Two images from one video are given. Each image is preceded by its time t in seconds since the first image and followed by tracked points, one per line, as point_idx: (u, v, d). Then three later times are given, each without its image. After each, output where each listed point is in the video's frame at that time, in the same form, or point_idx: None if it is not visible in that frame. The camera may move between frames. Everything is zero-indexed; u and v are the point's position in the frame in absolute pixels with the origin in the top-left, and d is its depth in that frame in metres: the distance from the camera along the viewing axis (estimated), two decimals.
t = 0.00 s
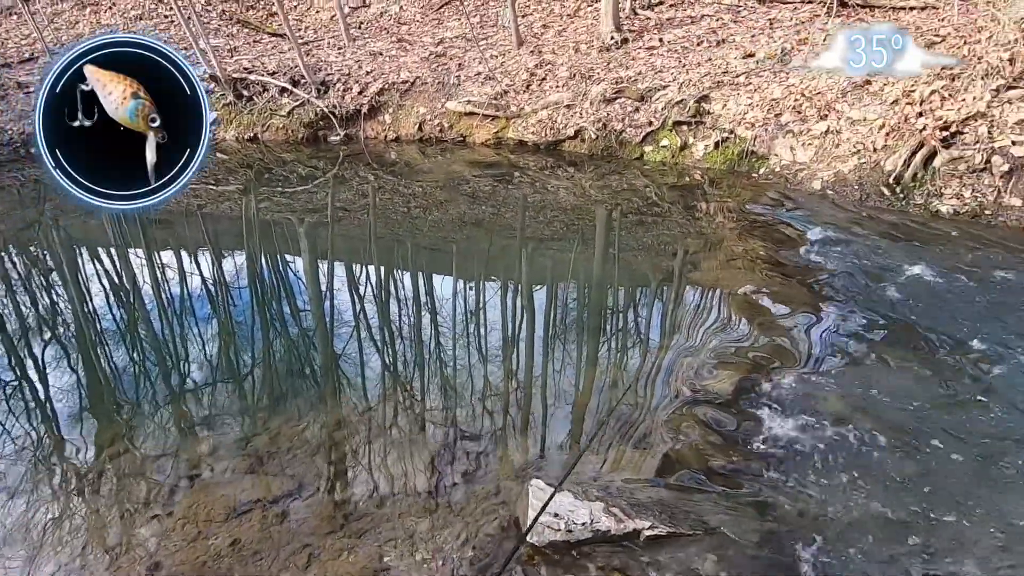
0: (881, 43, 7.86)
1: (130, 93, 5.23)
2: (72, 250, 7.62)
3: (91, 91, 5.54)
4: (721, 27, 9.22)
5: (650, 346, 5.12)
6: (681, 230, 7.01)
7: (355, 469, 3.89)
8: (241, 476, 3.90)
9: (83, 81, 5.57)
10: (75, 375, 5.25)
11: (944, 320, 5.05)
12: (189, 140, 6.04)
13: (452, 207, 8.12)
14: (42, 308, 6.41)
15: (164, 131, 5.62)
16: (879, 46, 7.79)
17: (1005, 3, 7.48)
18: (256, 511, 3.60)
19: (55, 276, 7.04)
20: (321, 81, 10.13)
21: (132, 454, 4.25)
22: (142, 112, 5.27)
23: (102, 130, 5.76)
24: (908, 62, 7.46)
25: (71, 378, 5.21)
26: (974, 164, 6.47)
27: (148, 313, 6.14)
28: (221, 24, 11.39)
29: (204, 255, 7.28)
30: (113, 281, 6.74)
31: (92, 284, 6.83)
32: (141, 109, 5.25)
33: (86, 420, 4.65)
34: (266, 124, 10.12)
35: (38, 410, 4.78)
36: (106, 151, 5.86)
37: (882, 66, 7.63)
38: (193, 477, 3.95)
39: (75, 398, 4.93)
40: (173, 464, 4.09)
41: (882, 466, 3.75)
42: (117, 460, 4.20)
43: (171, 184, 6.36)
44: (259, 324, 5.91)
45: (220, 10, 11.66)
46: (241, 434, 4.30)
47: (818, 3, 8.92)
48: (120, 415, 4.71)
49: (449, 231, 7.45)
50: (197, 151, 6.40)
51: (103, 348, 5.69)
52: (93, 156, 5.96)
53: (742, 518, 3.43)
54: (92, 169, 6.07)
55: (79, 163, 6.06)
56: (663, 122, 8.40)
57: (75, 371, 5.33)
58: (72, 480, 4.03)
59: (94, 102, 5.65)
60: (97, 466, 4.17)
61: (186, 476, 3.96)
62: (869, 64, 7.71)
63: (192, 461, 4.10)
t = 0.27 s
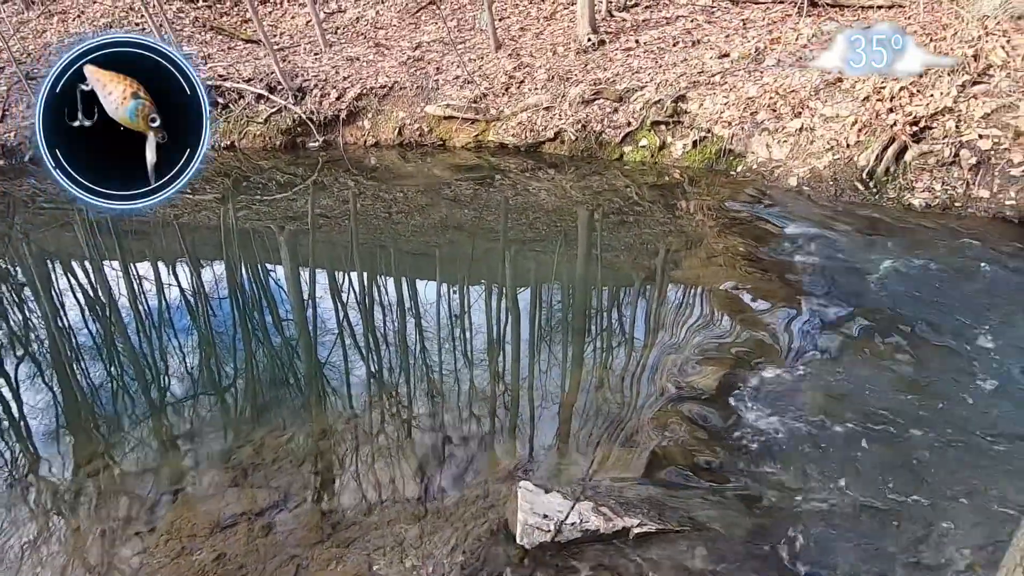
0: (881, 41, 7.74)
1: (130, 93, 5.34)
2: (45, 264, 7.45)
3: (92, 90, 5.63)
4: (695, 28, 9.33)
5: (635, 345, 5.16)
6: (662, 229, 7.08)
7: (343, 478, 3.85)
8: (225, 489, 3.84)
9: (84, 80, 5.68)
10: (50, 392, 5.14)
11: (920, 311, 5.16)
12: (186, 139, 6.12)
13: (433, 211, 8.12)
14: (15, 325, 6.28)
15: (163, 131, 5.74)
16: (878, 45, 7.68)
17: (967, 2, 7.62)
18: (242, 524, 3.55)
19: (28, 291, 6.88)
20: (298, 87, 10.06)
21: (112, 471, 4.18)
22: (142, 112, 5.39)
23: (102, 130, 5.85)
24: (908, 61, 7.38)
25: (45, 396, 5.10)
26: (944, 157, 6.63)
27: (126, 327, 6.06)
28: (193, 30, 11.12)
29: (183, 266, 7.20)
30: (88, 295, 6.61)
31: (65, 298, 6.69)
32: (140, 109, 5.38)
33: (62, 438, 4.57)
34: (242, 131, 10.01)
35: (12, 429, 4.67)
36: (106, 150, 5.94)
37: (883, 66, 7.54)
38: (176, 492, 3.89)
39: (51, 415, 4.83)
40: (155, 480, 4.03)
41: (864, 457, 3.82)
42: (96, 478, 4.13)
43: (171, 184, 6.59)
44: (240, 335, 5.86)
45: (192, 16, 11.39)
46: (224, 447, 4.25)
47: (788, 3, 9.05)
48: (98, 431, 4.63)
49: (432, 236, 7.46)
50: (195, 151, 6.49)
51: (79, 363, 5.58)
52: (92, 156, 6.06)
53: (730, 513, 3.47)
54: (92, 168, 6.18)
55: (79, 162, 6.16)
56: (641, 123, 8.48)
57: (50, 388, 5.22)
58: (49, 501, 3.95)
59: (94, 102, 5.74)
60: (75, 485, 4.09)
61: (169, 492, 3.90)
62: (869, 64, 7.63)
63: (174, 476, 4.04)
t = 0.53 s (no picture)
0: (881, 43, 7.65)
1: (129, 94, 5.54)
2: (14, 276, 7.20)
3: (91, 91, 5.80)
4: (670, 30, 9.43)
5: (618, 346, 5.20)
6: (642, 229, 7.15)
7: (328, 487, 3.82)
8: (206, 502, 3.78)
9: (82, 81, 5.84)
10: (21, 410, 5.00)
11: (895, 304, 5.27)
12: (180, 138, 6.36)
13: (414, 216, 8.13)
14: None
15: (161, 130, 5.96)
16: (878, 46, 7.59)
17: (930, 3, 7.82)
18: (225, 537, 3.50)
19: None
20: (274, 93, 9.97)
21: (88, 488, 4.09)
22: (142, 111, 5.59)
23: (101, 130, 6.00)
24: (908, 63, 7.27)
25: (17, 413, 4.95)
26: (913, 154, 6.79)
27: (101, 340, 5.95)
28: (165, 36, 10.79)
29: (159, 276, 7.09)
30: (61, 309, 6.46)
31: (37, 312, 6.52)
32: (140, 109, 5.57)
33: (36, 455, 4.45)
34: (217, 138, 9.86)
35: None
36: (105, 150, 6.11)
37: (882, 66, 7.44)
38: (156, 507, 3.82)
39: (22, 434, 4.67)
40: (134, 496, 3.94)
41: (843, 449, 3.90)
42: (72, 496, 4.02)
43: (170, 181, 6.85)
44: (219, 346, 5.80)
45: (164, 23, 11.08)
46: (205, 460, 4.19)
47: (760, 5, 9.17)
48: (73, 448, 4.51)
49: (413, 241, 7.47)
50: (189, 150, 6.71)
51: (52, 378, 5.45)
52: (92, 155, 6.22)
53: (714, 508, 3.51)
54: (91, 167, 6.35)
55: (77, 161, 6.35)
56: (619, 124, 8.57)
57: (21, 405, 5.07)
58: (23, 521, 3.83)
59: (94, 102, 5.88)
60: (50, 504, 3.98)
61: (149, 507, 3.82)
62: (868, 64, 7.54)
63: (153, 491, 3.96)
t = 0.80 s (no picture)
0: (877, 40, 7.55)
1: (130, 94, 5.21)
2: None
3: (91, 91, 5.56)
4: (650, 31, 9.51)
5: (604, 345, 5.23)
6: (626, 228, 7.21)
7: (317, 493, 3.78)
8: (191, 513, 3.72)
9: (82, 80, 5.61)
10: None
11: (874, 298, 5.35)
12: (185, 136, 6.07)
13: (398, 219, 8.12)
14: None
15: (163, 131, 5.68)
16: (878, 45, 7.45)
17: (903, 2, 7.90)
18: (212, 546, 3.45)
19: None
20: (254, 97, 9.92)
21: (67, 500, 3.97)
22: (143, 112, 5.27)
23: (102, 129, 5.78)
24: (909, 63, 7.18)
25: None
26: (888, 150, 6.90)
27: (78, 350, 5.80)
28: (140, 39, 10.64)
29: (138, 284, 6.96)
30: (35, 318, 6.28)
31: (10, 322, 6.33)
32: (141, 109, 5.25)
33: (12, 470, 4.31)
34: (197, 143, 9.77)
35: None
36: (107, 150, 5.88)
37: (882, 66, 7.33)
38: (138, 519, 3.74)
39: None
40: (115, 507, 3.85)
41: (826, 441, 3.97)
42: (50, 510, 3.90)
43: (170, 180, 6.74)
44: (201, 354, 5.71)
45: (138, 27, 10.97)
46: (189, 469, 4.12)
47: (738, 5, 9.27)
48: (51, 461, 4.38)
49: (397, 244, 7.47)
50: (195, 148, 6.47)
51: (28, 390, 5.28)
52: (91, 154, 6.09)
53: (702, 502, 3.55)
54: (91, 167, 6.21)
55: (77, 160, 6.21)
56: (602, 124, 8.63)
57: None
58: None
59: (94, 102, 5.68)
60: (27, 519, 3.86)
61: (132, 518, 3.74)
62: (868, 63, 7.42)
63: (135, 503, 3.87)
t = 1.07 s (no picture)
0: (872, 37, 7.50)
1: (131, 94, 5.19)
2: None
3: (90, 91, 5.51)
4: (636, 28, 9.55)
5: (595, 341, 5.25)
6: (615, 225, 7.24)
7: (309, 495, 3.78)
8: (181, 517, 3.70)
9: (81, 80, 5.55)
10: None
11: (861, 290, 5.42)
12: (186, 136, 5.96)
13: (387, 219, 8.11)
14: None
15: (164, 131, 5.60)
16: (878, 44, 7.38)
17: None
18: (203, 549, 3.44)
19: None
20: (239, 97, 9.87)
21: (53, 507, 3.93)
22: (143, 112, 5.24)
23: (102, 129, 5.70)
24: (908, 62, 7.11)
25: None
26: (872, 144, 6.97)
27: (63, 356, 5.75)
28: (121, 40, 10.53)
29: (123, 288, 6.92)
30: (18, 325, 6.21)
31: None
32: (141, 109, 5.23)
33: None
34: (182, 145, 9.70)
35: None
36: (106, 150, 5.81)
37: (882, 66, 7.27)
38: (128, 524, 3.71)
39: None
40: (104, 513, 3.82)
41: (814, 431, 4.02)
42: (36, 516, 3.86)
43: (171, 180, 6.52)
44: (189, 358, 5.67)
45: (119, 27, 10.86)
46: (179, 473, 4.10)
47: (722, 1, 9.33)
48: (37, 468, 4.34)
49: (387, 244, 7.46)
50: (196, 148, 6.37)
51: (12, 397, 5.22)
52: (91, 155, 5.93)
53: (694, 495, 3.59)
54: (91, 167, 6.02)
55: (76, 161, 6.01)
56: (589, 121, 8.67)
57: None
58: None
59: (94, 102, 5.60)
60: (14, 526, 3.82)
61: (121, 523, 3.71)
62: (869, 63, 7.36)
63: (124, 508, 3.84)
